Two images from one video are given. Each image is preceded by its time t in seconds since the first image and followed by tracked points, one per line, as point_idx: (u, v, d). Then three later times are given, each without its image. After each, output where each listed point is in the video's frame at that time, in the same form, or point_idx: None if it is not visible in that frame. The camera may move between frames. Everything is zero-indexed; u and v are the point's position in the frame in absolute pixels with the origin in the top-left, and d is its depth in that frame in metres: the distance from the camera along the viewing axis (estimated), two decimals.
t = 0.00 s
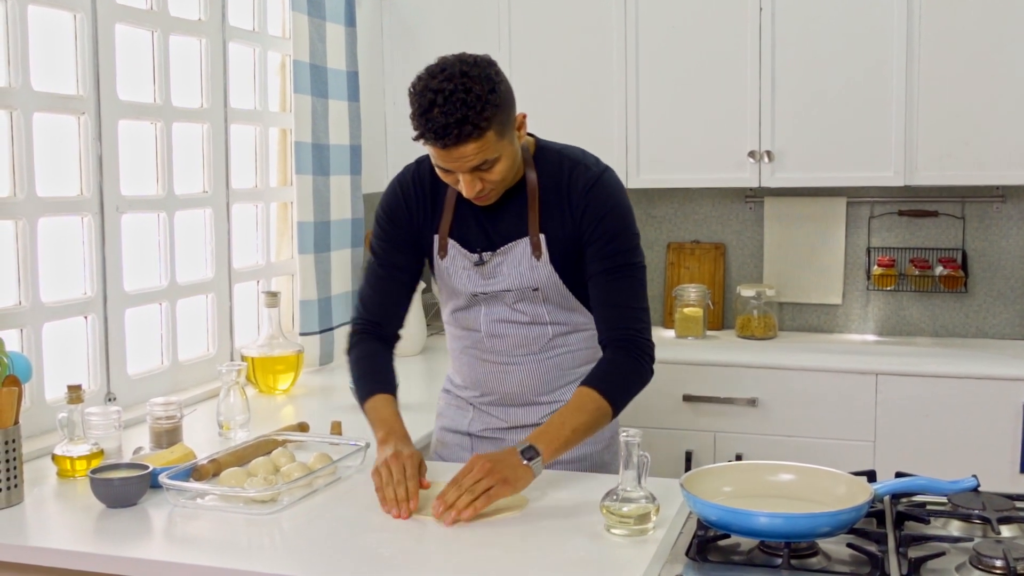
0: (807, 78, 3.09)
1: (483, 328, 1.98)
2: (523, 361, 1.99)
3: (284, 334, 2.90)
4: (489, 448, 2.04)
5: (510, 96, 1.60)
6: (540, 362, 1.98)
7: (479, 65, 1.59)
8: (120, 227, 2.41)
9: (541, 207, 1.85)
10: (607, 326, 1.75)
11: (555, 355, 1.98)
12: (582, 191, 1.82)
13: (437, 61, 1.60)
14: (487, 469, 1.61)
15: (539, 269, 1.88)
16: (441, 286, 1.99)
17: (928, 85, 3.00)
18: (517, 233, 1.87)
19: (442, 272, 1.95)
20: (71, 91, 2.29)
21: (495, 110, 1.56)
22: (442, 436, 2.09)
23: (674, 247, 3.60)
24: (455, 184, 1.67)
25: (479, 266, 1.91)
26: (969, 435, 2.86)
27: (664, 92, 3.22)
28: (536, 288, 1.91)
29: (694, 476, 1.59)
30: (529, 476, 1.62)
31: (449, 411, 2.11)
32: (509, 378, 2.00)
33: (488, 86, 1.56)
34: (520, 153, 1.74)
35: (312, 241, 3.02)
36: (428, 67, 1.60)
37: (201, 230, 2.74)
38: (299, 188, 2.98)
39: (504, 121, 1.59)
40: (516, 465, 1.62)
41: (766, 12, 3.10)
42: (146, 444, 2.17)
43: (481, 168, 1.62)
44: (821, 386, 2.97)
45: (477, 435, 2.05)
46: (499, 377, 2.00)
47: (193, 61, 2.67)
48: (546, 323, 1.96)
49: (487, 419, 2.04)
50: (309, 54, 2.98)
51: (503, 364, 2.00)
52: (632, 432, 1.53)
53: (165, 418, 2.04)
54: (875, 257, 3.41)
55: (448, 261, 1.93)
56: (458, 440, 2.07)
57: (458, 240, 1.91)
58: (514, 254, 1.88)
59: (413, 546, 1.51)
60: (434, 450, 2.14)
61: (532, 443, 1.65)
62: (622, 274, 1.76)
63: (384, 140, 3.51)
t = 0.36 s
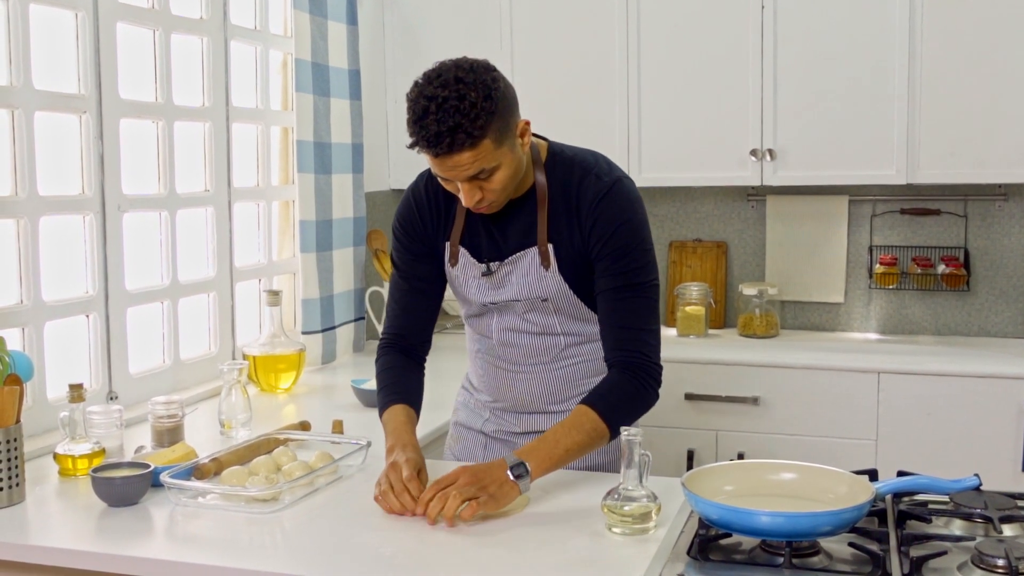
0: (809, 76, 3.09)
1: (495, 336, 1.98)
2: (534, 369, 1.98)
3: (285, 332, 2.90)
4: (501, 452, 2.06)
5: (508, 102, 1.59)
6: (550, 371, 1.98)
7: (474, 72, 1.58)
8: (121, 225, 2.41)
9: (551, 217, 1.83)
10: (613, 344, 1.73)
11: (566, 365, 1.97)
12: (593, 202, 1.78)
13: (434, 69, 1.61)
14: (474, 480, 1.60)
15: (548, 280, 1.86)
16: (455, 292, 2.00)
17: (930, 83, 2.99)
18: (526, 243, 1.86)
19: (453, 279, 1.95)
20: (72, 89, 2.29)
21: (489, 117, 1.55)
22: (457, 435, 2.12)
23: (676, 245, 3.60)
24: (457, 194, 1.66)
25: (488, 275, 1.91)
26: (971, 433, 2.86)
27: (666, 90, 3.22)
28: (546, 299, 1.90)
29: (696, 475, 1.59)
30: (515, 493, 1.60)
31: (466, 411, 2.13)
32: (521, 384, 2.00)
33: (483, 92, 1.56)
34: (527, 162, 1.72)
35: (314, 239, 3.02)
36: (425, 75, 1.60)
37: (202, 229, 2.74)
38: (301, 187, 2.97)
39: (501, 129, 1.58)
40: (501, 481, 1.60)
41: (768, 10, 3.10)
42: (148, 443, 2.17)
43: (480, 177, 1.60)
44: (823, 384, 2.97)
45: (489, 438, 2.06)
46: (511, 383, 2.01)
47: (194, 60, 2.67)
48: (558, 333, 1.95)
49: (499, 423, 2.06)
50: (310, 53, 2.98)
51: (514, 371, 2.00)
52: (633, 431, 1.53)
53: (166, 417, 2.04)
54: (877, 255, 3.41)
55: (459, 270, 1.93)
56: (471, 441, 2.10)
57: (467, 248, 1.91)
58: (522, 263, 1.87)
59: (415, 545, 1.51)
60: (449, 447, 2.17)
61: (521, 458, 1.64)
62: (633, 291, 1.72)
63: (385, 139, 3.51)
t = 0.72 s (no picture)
0: (811, 75, 3.09)
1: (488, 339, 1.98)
2: (529, 370, 1.98)
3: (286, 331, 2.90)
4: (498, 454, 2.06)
5: (491, 104, 1.59)
6: (546, 372, 1.98)
7: (456, 74, 1.58)
8: (122, 224, 2.41)
9: (542, 218, 1.82)
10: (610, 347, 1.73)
11: (561, 365, 1.97)
12: (585, 203, 1.78)
13: (416, 73, 1.60)
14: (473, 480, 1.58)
15: (541, 281, 1.86)
16: (445, 297, 1.99)
17: (931, 82, 2.99)
18: (517, 245, 1.85)
19: (443, 284, 1.94)
20: (73, 87, 2.28)
21: (472, 120, 1.54)
22: (451, 440, 2.11)
23: (677, 244, 3.60)
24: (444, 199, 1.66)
25: (480, 280, 1.90)
26: (972, 432, 2.86)
27: (667, 89, 3.21)
28: (540, 301, 1.89)
29: (696, 474, 1.59)
30: (511, 498, 1.59)
31: (460, 413, 2.13)
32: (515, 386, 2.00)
33: (464, 95, 1.55)
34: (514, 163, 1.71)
35: (315, 238, 3.02)
36: (406, 79, 1.60)
37: (204, 227, 2.74)
38: (302, 186, 2.97)
39: (485, 131, 1.58)
40: (500, 484, 1.58)
41: (769, 9, 3.10)
42: (148, 442, 2.17)
43: (466, 181, 1.60)
44: (825, 384, 2.97)
45: (484, 442, 2.06)
46: (505, 386, 2.01)
47: (196, 59, 2.67)
48: (551, 335, 1.95)
49: (495, 424, 2.06)
50: (312, 52, 2.98)
51: (509, 373, 2.00)
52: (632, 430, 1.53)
53: (167, 415, 2.04)
54: (878, 254, 3.41)
55: (449, 274, 1.92)
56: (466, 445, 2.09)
57: (458, 251, 1.90)
58: (514, 266, 1.86)
59: (415, 544, 1.50)
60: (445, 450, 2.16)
61: (523, 463, 1.62)
62: (629, 292, 1.72)
63: (386, 137, 3.51)
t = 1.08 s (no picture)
0: (812, 75, 3.09)
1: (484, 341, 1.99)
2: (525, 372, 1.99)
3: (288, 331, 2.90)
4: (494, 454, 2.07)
5: (483, 115, 1.58)
6: (542, 374, 1.99)
7: (447, 86, 1.57)
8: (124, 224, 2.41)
9: (536, 222, 1.82)
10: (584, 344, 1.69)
11: (558, 367, 1.98)
12: (576, 206, 1.77)
13: (406, 83, 1.59)
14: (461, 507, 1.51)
15: (536, 286, 1.87)
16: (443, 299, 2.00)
17: (932, 82, 2.99)
18: (512, 250, 1.86)
19: (440, 287, 1.96)
20: (74, 88, 2.29)
21: (464, 134, 1.54)
22: (449, 440, 2.12)
23: (678, 244, 3.60)
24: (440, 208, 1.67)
25: (477, 283, 1.91)
26: (973, 432, 2.86)
27: (668, 89, 3.21)
28: (536, 304, 1.90)
29: (697, 474, 1.59)
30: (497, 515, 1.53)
31: (457, 413, 2.14)
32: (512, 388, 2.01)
33: (456, 108, 1.55)
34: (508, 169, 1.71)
35: (316, 238, 3.02)
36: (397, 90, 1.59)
37: (205, 227, 2.74)
38: (303, 186, 2.96)
39: (477, 143, 1.58)
40: (486, 503, 1.52)
41: (770, 9, 3.10)
42: (150, 441, 2.17)
43: (461, 192, 1.61)
44: (826, 384, 2.97)
45: (481, 442, 2.07)
46: (502, 387, 2.02)
47: (197, 59, 2.68)
48: (548, 337, 1.96)
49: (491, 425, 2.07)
50: (313, 52, 2.98)
51: (505, 374, 2.01)
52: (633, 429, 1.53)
53: (169, 415, 2.04)
54: (879, 254, 3.41)
55: (445, 278, 1.93)
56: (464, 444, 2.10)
57: (453, 256, 1.91)
58: (509, 271, 1.87)
59: (415, 544, 1.50)
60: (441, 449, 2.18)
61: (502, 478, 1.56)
62: (612, 295, 1.70)
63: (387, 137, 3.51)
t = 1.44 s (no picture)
0: (813, 76, 3.09)
1: (483, 337, 1.96)
2: (523, 367, 1.97)
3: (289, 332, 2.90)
4: (489, 456, 2.03)
5: (507, 106, 1.61)
6: (542, 369, 1.97)
7: (477, 74, 1.58)
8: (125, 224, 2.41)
9: (541, 214, 1.84)
10: (601, 329, 1.79)
11: (557, 360, 1.98)
12: (585, 199, 1.81)
13: (431, 70, 1.59)
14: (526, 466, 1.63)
15: (541, 276, 1.87)
16: (438, 297, 1.96)
17: (933, 83, 2.99)
18: (516, 242, 1.86)
19: (437, 284, 1.93)
20: (76, 89, 2.29)
21: (495, 120, 1.55)
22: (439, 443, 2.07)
23: (679, 245, 3.60)
24: (452, 199, 1.65)
25: (480, 277, 1.90)
26: (974, 433, 2.86)
27: (669, 90, 3.22)
28: (540, 296, 1.90)
29: (697, 475, 1.59)
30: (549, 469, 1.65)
31: (444, 417, 2.09)
32: (509, 384, 1.98)
33: (488, 95, 1.56)
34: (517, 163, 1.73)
35: (317, 238, 3.02)
36: (422, 76, 1.58)
37: (206, 228, 2.74)
38: (304, 186, 2.96)
39: (503, 132, 1.59)
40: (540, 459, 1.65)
41: (772, 9, 3.10)
42: (151, 442, 2.17)
43: (481, 181, 1.61)
44: (827, 385, 2.97)
45: (476, 442, 2.03)
46: (498, 384, 1.99)
47: (199, 60, 2.68)
48: (548, 329, 1.95)
49: (484, 425, 2.03)
50: (314, 53, 2.98)
51: (502, 371, 1.98)
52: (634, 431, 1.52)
53: (171, 415, 2.05)
54: (881, 255, 3.41)
55: (444, 275, 1.91)
56: (456, 446, 2.06)
57: (453, 252, 1.89)
58: (513, 263, 1.87)
59: (416, 545, 1.51)
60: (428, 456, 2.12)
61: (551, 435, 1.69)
62: (624, 283, 1.78)
63: (388, 138, 3.51)
